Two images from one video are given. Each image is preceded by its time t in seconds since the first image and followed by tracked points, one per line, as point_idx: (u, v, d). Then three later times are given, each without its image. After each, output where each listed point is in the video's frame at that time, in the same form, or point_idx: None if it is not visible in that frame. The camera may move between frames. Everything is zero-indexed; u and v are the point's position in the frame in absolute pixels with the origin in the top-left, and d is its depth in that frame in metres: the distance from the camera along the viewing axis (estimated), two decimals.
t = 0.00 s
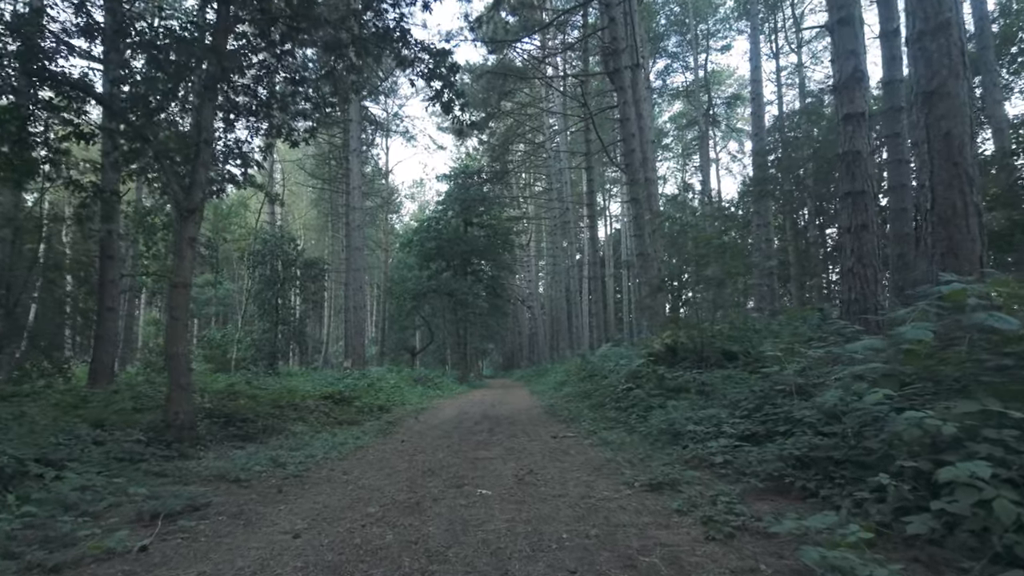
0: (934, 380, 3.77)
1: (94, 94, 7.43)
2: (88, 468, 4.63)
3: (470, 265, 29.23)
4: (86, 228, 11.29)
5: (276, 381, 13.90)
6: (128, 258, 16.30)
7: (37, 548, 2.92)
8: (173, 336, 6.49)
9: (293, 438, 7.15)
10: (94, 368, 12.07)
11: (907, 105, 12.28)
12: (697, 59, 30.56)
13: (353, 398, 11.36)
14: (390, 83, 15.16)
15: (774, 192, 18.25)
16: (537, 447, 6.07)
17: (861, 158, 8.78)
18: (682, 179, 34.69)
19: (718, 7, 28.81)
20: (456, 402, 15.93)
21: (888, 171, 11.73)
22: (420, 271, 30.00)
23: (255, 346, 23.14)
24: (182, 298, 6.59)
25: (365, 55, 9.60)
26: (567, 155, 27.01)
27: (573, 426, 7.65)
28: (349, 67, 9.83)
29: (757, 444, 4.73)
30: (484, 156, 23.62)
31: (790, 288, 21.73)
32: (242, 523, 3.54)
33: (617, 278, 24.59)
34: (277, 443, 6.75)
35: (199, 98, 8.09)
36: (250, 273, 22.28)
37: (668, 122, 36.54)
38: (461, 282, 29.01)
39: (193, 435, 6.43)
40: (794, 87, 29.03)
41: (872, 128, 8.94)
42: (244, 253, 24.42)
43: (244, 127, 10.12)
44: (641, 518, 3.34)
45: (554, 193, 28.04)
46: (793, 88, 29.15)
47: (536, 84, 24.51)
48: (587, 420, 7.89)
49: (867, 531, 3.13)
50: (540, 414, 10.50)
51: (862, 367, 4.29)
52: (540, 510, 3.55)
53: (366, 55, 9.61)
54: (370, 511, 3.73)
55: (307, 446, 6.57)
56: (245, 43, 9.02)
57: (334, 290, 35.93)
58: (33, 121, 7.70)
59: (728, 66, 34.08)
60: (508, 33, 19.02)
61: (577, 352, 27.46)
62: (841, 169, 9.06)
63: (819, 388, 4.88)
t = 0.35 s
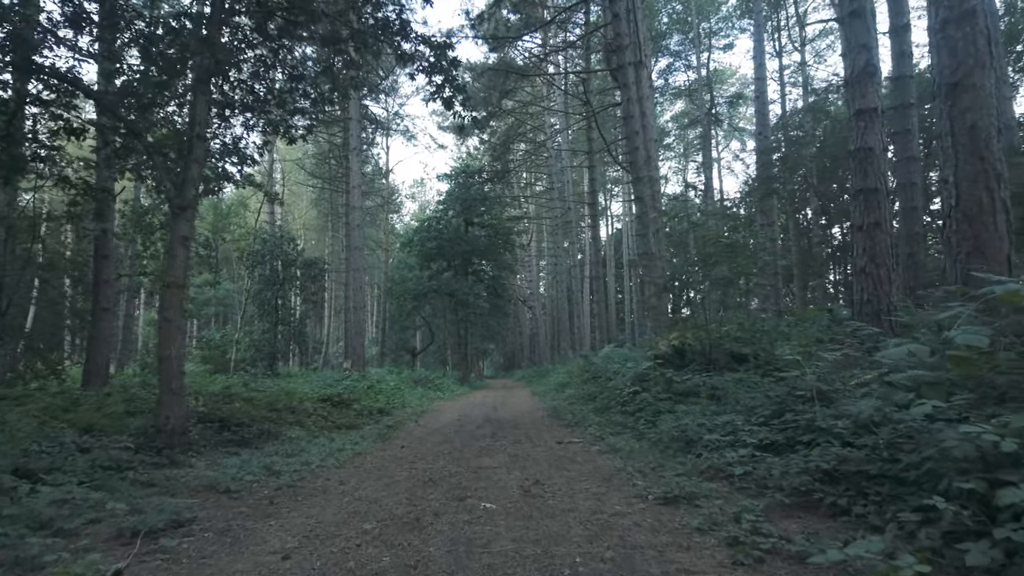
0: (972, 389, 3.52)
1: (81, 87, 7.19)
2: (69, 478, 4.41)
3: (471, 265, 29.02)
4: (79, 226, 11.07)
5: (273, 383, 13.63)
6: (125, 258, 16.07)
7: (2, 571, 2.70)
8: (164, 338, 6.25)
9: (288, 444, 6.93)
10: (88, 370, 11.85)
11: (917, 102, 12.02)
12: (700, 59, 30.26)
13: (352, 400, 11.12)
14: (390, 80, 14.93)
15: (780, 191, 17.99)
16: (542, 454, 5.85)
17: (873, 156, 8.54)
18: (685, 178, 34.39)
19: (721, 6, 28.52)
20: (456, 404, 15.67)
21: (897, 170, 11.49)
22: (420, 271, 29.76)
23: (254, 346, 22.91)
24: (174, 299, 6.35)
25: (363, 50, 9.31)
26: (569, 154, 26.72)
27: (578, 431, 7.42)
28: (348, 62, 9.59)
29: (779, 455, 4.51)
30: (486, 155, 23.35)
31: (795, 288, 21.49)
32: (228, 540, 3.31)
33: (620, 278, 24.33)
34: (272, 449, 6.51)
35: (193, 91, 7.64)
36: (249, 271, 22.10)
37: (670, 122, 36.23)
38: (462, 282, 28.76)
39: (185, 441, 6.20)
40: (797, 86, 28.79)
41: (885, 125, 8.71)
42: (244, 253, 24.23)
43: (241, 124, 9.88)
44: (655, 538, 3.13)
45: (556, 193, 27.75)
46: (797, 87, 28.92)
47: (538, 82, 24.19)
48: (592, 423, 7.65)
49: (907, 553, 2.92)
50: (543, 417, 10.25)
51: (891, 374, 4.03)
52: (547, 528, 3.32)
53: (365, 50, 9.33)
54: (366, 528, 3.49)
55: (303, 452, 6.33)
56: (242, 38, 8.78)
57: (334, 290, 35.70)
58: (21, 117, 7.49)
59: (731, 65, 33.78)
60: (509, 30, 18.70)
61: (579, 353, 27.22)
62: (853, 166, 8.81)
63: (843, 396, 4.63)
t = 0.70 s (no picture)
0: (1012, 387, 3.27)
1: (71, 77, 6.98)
2: (51, 481, 4.22)
3: (472, 265, 28.79)
4: (72, 223, 10.87)
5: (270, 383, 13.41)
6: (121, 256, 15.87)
7: None
8: (155, 337, 6.02)
9: (285, 444, 6.73)
10: (81, 370, 11.66)
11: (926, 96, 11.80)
12: (702, 57, 30.03)
13: (351, 400, 10.90)
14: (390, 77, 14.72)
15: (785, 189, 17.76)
16: (547, 455, 5.65)
17: (884, 150, 8.32)
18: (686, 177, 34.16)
19: (722, 4, 28.31)
20: (457, 404, 15.44)
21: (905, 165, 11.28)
22: (420, 271, 29.55)
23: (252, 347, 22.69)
24: (164, 295, 6.12)
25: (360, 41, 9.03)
26: (570, 153, 26.48)
27: (582, 431, 7.21)
28: (345, 54, 9.34)
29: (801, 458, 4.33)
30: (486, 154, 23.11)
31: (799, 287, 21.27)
32: (214, 548, 3.11)
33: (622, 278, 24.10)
34: (267, 451, 6.30)
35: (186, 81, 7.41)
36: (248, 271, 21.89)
37: (671, 121, 36.01)
38: (462, 282, 28.53)
39: (177, 443, 5.99)
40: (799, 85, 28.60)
41: (895, 118, 8.49)
42: (242, 252, 24.02)
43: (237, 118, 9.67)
44: (670, 548, 2.94)
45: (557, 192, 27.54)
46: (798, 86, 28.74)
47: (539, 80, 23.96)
48: (597, 424, 7.45)
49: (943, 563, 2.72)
50: (545, 417, 10.03)
51: (918, 373, 3.83)
52: (554, 537, 3.13)
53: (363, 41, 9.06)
54: (362, 534, 3.29)
55: (299, 453, 6.12)
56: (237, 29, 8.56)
57: (334, 289, 35.47)
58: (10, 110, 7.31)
59: (733, 64, 33.57)
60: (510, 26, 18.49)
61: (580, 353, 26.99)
62: (863, 160, 8.58)
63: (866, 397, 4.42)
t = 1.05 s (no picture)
0: None
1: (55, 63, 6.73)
2: (23, 484, 3.96)
3: (472, 263, 28.50)
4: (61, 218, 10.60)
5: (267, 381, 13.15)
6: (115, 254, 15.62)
7: None
8: (141, 332, 5.74)
9: (278, 444, 6.48)
10: (73, 368, 11.41)
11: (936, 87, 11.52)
12: (703, 54, 29.73)
13: (348, 398, 10.64)
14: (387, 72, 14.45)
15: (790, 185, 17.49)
16: (551, 456, 5.39)
17: (897, 140, 8.04)
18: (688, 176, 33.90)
19: None
20: (457, 403, 15.16)
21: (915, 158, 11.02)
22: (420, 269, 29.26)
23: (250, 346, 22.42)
24: (149, 289, 5.85)
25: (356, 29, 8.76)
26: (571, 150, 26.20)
27: (586, 431, 6.94)
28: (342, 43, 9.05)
29: (830, 461, 4.08)
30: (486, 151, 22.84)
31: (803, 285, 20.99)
32: (188, 559, 2.86)
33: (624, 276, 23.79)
34: (259, 450, 6.05)
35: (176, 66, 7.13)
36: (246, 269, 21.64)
37: (672, 119, 35.74)
38: (463, 280, 28.24)
39: (163, 443, 5.73)
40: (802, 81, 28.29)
41: (908, 108, 8.22)
42: (239, 250, 23.75)
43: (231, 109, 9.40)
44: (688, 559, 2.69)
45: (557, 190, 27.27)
46: (801, 83, 28.42)
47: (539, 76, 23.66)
48: (601, 423, 7.19)
49: None
50: (548, 417, 9.75)
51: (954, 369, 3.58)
52: (561, 545, 2.88)
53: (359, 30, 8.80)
54: (351, 542, 3.03)
55: (292, 454, 5.87)
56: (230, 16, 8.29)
57: (333, 288, 35.18)
58: None
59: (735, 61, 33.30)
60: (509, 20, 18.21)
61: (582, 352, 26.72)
62: (874, 151, 8.29)
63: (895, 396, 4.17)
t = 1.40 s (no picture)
0: None
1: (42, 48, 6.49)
2: None
3: (473, 263, 28.25)
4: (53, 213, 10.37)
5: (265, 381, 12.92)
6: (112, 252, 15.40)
7: None
8: (130, 330, 5.46)
9: (274, 446, 6.25)
10: (66, 368, 11.18)
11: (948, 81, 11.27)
12: (706, 52, 29.47)
13: (347, 399, 10.40)
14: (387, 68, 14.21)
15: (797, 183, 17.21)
16: (558, 459, 5.15)
17: (913, 131, 7.77)
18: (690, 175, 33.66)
19: None
20: (458, 404, 14.92)
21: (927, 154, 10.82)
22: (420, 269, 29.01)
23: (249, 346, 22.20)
24: (139, 285, 5.60)
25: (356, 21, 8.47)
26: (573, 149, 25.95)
27: (593, 433, 6.70)
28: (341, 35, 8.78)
29: (866, 467, 3.85)
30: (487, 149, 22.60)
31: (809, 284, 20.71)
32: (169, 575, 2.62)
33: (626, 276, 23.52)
34: (254, 453, 5.81)
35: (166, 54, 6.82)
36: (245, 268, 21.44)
37: (674, 118, 35.50)
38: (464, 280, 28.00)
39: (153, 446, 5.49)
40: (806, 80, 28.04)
41: (924, 99, 7.95)
42: (238, 249, 23.52)
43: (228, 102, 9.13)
44: None
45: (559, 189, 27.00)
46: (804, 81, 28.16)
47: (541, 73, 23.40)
48: (608, 425, 6.93)
49: None
50: (552, 418, 9.50)
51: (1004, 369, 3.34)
52: (575, 560, 2.65)
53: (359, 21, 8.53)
54: (347, 557, 2.78)
55: (288, 457, 5.62)
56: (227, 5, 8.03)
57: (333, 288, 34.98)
58: None
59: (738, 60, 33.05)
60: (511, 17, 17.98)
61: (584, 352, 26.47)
62: (889, 143, 8.01)
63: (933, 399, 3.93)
